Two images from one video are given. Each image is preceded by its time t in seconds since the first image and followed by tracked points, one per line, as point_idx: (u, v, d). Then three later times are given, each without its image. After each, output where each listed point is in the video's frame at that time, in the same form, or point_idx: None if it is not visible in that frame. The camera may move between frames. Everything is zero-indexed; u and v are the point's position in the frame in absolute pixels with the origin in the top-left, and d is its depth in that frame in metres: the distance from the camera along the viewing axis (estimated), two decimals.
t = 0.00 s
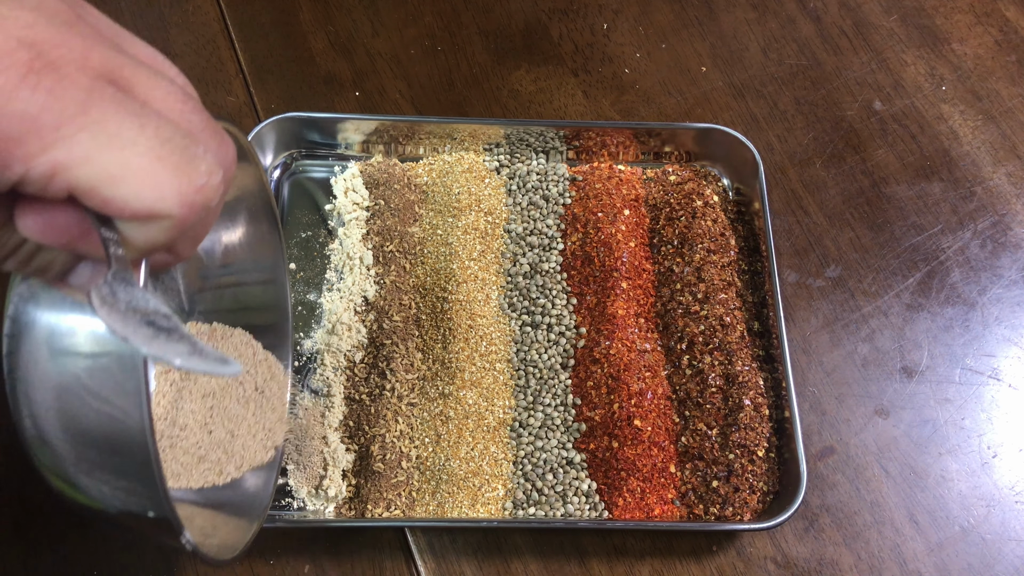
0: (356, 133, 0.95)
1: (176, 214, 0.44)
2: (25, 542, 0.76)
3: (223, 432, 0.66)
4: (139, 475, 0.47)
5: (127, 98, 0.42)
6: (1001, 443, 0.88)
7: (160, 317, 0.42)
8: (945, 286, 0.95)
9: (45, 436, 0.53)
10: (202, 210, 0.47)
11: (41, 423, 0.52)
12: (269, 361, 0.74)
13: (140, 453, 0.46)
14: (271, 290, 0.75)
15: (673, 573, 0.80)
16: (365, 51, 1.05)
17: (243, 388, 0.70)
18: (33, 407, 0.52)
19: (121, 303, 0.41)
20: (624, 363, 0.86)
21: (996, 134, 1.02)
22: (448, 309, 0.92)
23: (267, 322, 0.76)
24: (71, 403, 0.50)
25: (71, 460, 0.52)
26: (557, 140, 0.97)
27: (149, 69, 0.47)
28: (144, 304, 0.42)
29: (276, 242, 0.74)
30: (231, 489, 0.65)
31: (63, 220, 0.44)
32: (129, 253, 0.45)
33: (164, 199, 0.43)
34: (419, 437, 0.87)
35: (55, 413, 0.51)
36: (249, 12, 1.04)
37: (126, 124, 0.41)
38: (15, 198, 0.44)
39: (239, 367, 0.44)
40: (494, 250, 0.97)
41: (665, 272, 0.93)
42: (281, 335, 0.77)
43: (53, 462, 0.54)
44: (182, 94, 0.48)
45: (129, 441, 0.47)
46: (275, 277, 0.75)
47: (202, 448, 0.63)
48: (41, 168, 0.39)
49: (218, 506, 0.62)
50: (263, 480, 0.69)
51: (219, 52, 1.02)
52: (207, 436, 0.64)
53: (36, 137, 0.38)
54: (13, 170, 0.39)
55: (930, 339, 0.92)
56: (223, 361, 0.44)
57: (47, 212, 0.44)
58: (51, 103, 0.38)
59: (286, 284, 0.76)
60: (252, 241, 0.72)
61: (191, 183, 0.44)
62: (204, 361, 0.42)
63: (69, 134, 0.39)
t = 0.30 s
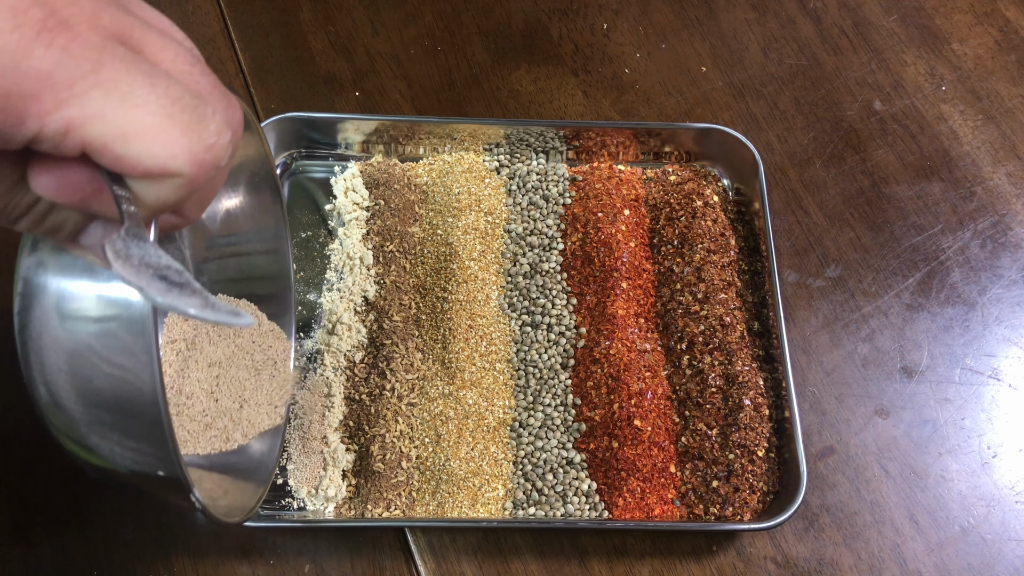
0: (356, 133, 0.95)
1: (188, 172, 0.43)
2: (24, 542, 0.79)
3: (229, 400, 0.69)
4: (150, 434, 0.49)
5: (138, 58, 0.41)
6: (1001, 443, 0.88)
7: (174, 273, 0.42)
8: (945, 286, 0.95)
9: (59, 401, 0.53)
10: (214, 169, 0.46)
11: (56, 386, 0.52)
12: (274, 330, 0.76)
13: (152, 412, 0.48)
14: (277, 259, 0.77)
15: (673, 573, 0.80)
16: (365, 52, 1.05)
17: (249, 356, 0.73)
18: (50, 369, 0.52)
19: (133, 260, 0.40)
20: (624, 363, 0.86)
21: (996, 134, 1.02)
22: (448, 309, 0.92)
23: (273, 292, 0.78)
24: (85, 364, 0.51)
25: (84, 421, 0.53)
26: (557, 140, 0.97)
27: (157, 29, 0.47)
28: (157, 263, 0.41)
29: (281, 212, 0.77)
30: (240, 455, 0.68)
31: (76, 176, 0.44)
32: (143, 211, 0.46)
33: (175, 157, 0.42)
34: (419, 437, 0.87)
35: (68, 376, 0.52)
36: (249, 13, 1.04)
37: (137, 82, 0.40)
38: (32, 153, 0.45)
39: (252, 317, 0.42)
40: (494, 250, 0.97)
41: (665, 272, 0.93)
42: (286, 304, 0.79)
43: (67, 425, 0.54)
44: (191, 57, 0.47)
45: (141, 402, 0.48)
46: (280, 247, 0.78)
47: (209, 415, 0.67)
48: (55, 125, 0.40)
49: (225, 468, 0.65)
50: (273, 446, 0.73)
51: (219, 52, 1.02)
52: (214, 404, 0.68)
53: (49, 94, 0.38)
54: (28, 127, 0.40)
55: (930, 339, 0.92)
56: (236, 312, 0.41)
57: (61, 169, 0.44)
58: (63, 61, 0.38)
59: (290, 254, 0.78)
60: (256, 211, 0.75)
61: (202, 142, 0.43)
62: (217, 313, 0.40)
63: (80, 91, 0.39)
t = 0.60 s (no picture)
0: (356, 133, 0.95)
1: (202, 128, 0.44)
2: (23, 543, 0.79)
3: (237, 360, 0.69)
4: (164, 387, 0.51)
5: (155, 17, 0.43)
6: (1001, 443, 0.88)
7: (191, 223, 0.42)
8: (945, 286, 0.95)
9: (75, 354, 0.54)
10: (227, 126, 0.47)
11: (71, 338, 0.53)
12: (281, 296, 0.77)
13: (165, 367, 0.49)
14: (283, 224, 0.77)
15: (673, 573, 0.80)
16: (365, 52, 1.05)
17: (256, 319, 0.73)
18: (65, 321, 0.53)
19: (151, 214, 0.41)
20: (624, 363, 0.86)
21: (996, 134, 1.02)
22: (448, 309, 0.92)
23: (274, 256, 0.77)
24: (99, 318, 0.51)
25: (99, 372, 0.54)
26: (557, 140, 0.97)
27: None
28: (175, 215, 0.42)
29: (287, 179, 0.77)
30: (247, 413, 0.70)
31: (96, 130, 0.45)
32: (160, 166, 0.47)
33: (190, 113, 0.43)
34: (419, 437, 0.87)
35: (83, 327, 0.52)
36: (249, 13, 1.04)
37: (154, 39, 0.42)
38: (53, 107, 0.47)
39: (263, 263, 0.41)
40: (494, 250, 0.97)
41: (665, 272, 0.93)
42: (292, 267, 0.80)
43: (83, 377, 0.55)
44: (203, 19, 0.51)
45: (154, 355, 0.49)
46: (285, 213, 0.78)
47: (217, 374, 0.66)
48: (76, 79, 0.41)
49: (232, 426, 0.66)
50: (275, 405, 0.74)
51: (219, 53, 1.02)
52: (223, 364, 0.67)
53: (71, 47, 0.40)
54: (50, 80, 0.42)
55: (930, 339, 0.92)
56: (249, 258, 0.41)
57: (81, 122, 0.46)
58: (84, 16, 0.40)
59: (295, 219, 0.78)
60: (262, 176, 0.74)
61: (216, 99, 0.44)
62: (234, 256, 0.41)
63: (101, 46, 0.40)
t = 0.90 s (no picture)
0: (356, 133, 0.95)
1: (211, 78, 0.49)
2: (25, 543, 0.79)
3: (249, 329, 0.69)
4: (174, 337, 0.51)
5: None
6: (1001, 443, 0.88)
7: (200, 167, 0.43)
8: (945, 286, 0.95)
9: (91, 311, 0.54)
10: (235, 80, 0.51)
11: (84, 293, 0.54)
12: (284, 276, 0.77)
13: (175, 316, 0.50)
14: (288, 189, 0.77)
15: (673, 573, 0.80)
16: (365, 52, 1.05)
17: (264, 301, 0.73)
18: (79, 277, 0.53)
19: (160, 155, 0.42)
20: (624, 363, 0.86)
21: (996, 134, 1.02)
22: (448, 309, 0.93)
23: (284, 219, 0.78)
24: (109, 271, 0.52)
25: (113, 326, 0.54)
26: (557, 140, 0.97)
27: None
28: (183, 158, 0.43)
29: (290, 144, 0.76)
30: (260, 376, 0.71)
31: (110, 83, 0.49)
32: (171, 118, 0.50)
33: (199, 62, 0.47)
34: (419, 437, 0.87)
35: (96, 281, 0.53)
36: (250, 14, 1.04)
37: None
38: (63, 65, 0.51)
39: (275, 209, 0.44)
40: (494, 250, 0.97)
41: (666, 272, 0.93)
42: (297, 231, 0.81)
43: (99, 334, 0.55)
44: None
45: (164, 305, 0.50)
46: (290, 177, 0.77)
47: (234, 337, 0.66)
48: (90, 29, 0.45)
49: (249, 383, 0.67)
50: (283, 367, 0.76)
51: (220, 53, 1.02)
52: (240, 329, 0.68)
53: None
54: (67, 31, 0.45)
55: (930, 339, 0.92)
56: (261, 203, 0.44)
57: (94, 75, 0.49)
58: None
59: (298, 182, 0.78)
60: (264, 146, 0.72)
61: (225, 51, 0.49)
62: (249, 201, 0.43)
63: None
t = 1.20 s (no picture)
0: (356, 133, 0.95)
1: (224, 24, 0.49)
2: (25, 543, 0.79)
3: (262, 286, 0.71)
4: (190, 282, 0.52)
5: None
6: (1001, 444, 0.88)
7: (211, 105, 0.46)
8: (945, 286, 0.95)
9: (112, 260, 0.54)
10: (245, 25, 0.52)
11: (99, 242, 0.54)
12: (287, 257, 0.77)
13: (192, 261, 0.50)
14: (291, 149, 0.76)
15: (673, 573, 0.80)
16: (365, 52, 1.05)
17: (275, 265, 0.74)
18: (92, 226, 0.54)
19: (176, 96, 0.44)
20: (624, 363, 0.86)
21: (996, 134, 1.02)
22: (448, 309, 0.93)
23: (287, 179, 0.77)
24: (131, 220, 0.52)
25: (127, 273, 0.54)
26: (557, 140, 0.97)
27: None
28: (196, 100, 0.45)
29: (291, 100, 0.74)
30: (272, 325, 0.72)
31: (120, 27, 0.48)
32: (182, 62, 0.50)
33: (212, 7, 0.48)
34: (419, 437, 0.87)
35: (110, 229, 0.53)
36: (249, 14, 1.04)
37: None
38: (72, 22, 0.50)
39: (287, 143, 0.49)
40: (494, 250, 0.97)
41: (666, 272, 0.93)
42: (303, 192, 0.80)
43: (112, 282, 0.56)
44: None
45: (181, 251, 0.50)
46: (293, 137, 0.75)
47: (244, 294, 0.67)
48: None
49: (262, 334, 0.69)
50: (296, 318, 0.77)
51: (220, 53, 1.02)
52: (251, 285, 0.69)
53: None
54: None
55: (930, 339, 0.92)
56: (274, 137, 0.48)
57: (105, 19, 0.48)
58: None
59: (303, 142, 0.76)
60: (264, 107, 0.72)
61: None
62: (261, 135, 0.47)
63: None
